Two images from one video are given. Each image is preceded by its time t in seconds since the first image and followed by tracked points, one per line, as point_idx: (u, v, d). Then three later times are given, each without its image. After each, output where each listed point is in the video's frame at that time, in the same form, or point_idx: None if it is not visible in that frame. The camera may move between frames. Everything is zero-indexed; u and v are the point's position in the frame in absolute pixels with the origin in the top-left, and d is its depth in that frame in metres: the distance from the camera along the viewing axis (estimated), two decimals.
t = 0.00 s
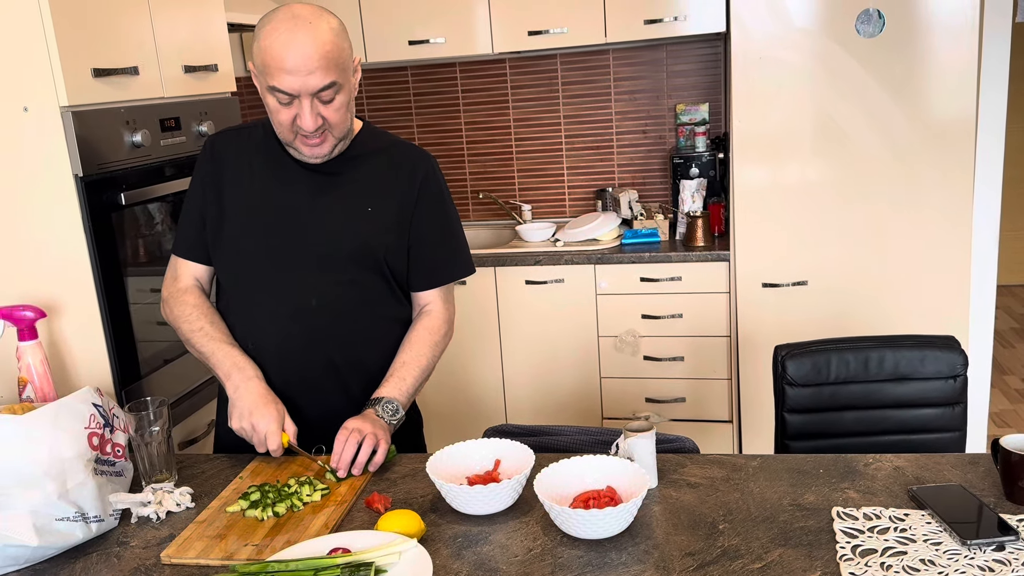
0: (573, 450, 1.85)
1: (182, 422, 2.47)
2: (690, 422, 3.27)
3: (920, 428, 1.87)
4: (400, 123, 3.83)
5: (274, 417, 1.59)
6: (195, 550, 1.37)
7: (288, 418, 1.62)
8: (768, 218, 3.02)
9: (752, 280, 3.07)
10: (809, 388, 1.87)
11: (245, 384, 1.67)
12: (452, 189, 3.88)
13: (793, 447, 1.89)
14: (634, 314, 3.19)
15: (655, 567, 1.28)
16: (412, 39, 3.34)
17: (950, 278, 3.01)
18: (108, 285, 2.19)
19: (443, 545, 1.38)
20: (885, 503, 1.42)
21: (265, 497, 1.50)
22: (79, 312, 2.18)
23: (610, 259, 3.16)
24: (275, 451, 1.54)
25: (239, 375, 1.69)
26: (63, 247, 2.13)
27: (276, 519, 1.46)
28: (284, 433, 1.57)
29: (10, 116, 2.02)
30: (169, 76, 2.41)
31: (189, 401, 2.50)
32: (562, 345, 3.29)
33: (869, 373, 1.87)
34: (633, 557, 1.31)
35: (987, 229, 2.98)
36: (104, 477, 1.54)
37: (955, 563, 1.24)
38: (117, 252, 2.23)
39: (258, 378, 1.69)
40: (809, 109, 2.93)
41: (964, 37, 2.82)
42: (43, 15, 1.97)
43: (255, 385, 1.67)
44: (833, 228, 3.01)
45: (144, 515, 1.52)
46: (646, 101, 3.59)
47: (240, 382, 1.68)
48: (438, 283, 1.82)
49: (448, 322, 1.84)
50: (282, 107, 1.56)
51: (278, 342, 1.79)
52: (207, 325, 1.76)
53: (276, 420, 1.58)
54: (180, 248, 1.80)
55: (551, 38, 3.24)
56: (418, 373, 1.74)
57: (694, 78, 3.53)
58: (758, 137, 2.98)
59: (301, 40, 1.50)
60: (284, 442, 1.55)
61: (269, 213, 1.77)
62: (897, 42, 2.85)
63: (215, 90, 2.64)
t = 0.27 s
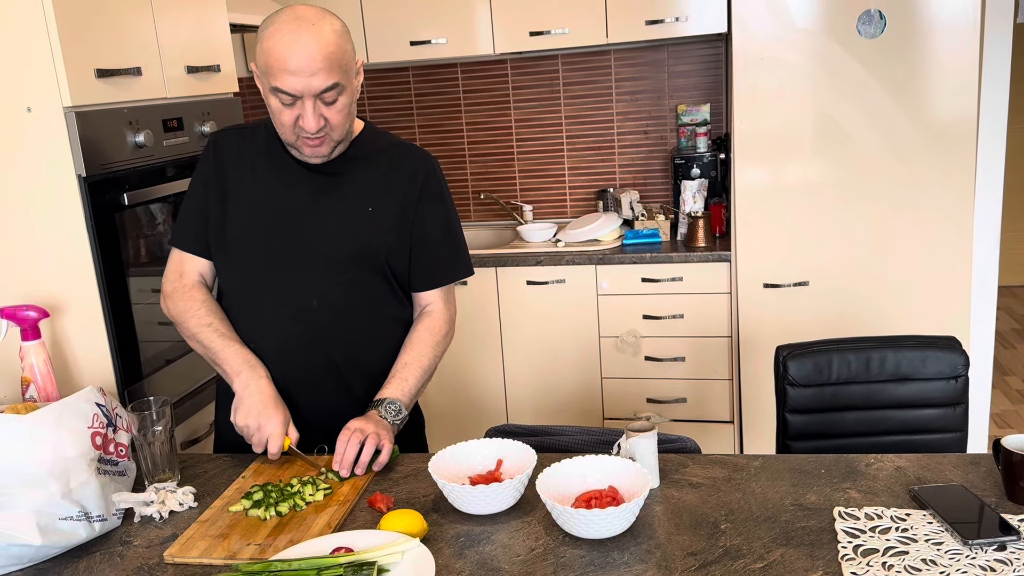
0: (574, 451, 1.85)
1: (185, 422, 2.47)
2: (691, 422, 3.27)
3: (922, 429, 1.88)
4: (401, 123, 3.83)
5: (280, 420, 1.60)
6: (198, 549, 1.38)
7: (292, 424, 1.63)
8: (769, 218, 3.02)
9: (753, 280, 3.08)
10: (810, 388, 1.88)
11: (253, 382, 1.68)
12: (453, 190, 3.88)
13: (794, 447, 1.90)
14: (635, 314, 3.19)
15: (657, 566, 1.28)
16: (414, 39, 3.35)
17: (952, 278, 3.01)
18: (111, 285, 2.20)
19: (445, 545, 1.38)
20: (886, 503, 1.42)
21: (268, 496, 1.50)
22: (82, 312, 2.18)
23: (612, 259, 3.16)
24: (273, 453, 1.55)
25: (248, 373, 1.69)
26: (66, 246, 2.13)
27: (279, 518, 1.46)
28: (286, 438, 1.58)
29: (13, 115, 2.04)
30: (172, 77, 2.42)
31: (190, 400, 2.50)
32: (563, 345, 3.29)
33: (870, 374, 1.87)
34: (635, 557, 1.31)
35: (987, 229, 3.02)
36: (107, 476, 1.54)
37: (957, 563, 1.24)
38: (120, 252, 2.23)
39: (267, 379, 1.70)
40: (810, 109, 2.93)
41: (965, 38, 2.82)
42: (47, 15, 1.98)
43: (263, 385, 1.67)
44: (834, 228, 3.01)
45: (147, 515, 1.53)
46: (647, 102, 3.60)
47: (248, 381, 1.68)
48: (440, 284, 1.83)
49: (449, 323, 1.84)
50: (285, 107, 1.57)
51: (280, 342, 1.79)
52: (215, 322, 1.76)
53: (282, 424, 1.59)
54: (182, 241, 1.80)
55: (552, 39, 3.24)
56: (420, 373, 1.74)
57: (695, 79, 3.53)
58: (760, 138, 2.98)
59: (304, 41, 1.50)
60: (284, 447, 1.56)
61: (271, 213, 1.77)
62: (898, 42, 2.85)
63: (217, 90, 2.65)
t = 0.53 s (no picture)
0: (574, 451, 1.85)
1: (185, 422, 2.47)
2: (692, 422, 3.27)
3: (922, 429, 1.88)
4: (402, 124, 3.83)
5: (270, 419, 1.59)
6: (198, 549, 1.37)
7: (283, 425, 1.62)
8: (770, 219, 3.02)
9: (754, 281, 3.07)
10: (811, 389, 1.88)
11: (245, 384, 1.68)
12: (454, 190, 3.88)
13: (794, 447, 1.89)
14: (635, 314, 3.19)
15: (657, 566, 1.28)
16: (414, 39, 3.35)
17: (953, 279, 3.01)
18: (112, 285, 2.20)
19: (445, 545, 1.38)
20: (887, 503, 1.42)
21: (268, 496, 1.50)
22: (82, 312, 2.19)
23: (612, 260, 3.16)
24: (263, 454, 1.54)
25: (240, 376, 1.70)
26: (67, 246, 2.14)
27: (279, 518, 1.46)
28: (276, 438, 1.57)
29: (14, 115, 2.04)
30: (172, 77, 2.42)
31: (191, 400, 2.50)
32: (564, 345, 3.29)
33: (870, 374, 1.87)
34: (635, 557, 1.31)
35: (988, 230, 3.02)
36: (107, 476, 1.54)
37: (957, 563, 1.24)
38: (120, 252, 2.23)
39: (258, 380, 1.70)
40: (811, 109, 2.93)
41: (966, 38, 2.82)
42: (47, 16, 1.98)
43: (252, 387, 1.68)
44: (834, 228, 3.01)
45: (147, 515, 1.53)
46: (648, 102, 3.60)
47: (240, 382, 1.68)
48: (439, 283, 1.83)
49: (448, 322, 1.84)
50: (287, 107, 1.57)
51: (280, 342, 1.79)
52: (209, 324, 1.76)
53: (272, 424, 1.59)
54: (181, 245, 1.80)
55: (553, 39, 3.24)
56: (420, 370, 1.74)
57: (696, 79, 3.53)
58: (760, 138, 2.98)
59: (306, 41, 1.50)
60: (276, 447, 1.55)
61: (272, 214, 1.77)
62: (898, 42, 2.85)
63: (217, 90, 2.65)
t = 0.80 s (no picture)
0: (573, 451, 1.85)
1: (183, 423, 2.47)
2: (691, 422, 3.27)
3: (921, 429, 1.87)
4: (401, 124, 3.83)
5: (267, 415, 1.59)
6: (195, 550, 1.37)
7: (281, 417, 1.62)
8: (769, 218, 3.02)
9: (753, 280, 3.07)
10: (809, 389, 1.87)
11: (239, 383, 1.68)
12: (453, 190, 3.88)
13: (793, 447, 1.89)
14: (634, 314, 3.19)
15: (654, 567, 1.28)
16: (413, 39, 3.34)
17: (952, 278, 3.01)
18: (109, 285, 2.19)
19: (442, 545, 1.38)
20: (885, 503, 1.42)
21: (265, 497, 1.50)
22: (80, 313, 2.18)
23: (611, 260, 3.15)
24: (266, 448, 1.54)
25: (233, 375, 1.69)
26: (64, 247, 2.13)
27: (276, 518, 1.46)
28: (276, 431, 1.57)
29: (11, 115, 2.04)
30: (170, 77, 2.42)
31: (189, 401, 2.50)
32: (563, 345, 3.29)
33: (869, 374, 1.87)
34: (632, 557, 1.31)
35: (987, 230, 3.00)
36: (104, 477, 1.54)
37: (954, 563, 1.24)
38: (118, 252, 2.23)
39: (252, 378, 1.70)
40: (809, 109, 2.93)
41: (965, 38, 2.82)
42: (44, 15, 1.98)
43: (247, 385, 1.67)
44: (834, 228, 3.01)
45: (144, 515, 1.53)
46: (647, 102, 3.59)
47: (234, 382, 1.68)
48: (437, 283, 1.83)
49: (447, 322, 1.84)
50: (281, 107, 1.56)
51: (277, 344, 1.79)
52: (203, 325, 1.76)
53: (269, 418, 1.58)
54: (177, 249, 1.80)
55: (551, 39, 3.24)
56: (420, 371, 1.74)
57: (695, 79, 3.53)
58: (759, 138, 2.97)
59: (300, 40, 1.50)
60: (277, 440, 1.55)
61: (268, 216, 1.77)
62: (897, 42, 2.85)
63: (215, 90, 2.65)
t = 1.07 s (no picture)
0: (572, 451, 1.85)
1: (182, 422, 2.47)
2: (691, 422, 3.26)
3: (921, 428, 1.87)
4: (400, 123, 3.83)
5: (271, 420, 1.59)
6: (194, 550, 1.37)
7: (285, 421, 1.62)
8: (768, 218, 3.02)
9: (753, 280, 3.07)
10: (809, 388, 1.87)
11: (242, 385, 1.68)
12: (453, 189, 3.88)
13: (793, 447, 1.89)
14: (634, 313, 3.19)
15: (654, 566, 1.28)
16: (412, 39, 3.34)
17: (952, 277, 3.01)
18: (108, 285, 2.19)
19: (441, 545, 1.38)
20: (884, 503, 1.42)
21: (264, 496, 1.50)
22: (79, 312, 2.18)
23: (611, 259, 3.15)
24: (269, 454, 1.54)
25: (236, 377, 1.69)
26: (64, 247, 2.13)
27: (275, 518, 1.46)
28: (280, 437, 1.57)
29: (10, 115, 2.04)
30: (169, 76, 2.42)
31: (188, 401, 2.50)
32: (562, 345, 3.29)
33: (869, 373, 1.87)
34: (631, 557, 1.31)
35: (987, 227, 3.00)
36: (103, 476, 1.54)
37: (954, 563, 1.24)
38: (117, 252, 2.23)
39: (255, 380, 1.70)
40: (809, 108, 2.93)
41: (964, 37, 2.82)
42: (43, 15, 1.98)
43: (251, 387, 1.67)
44: (833, 227, 3.00)
45: (143, 515, 1.52)
46: (647, 101, 3.59)
47: (237, 384, 1.68)
48: (436, 283, 1.82)
49: (447, 322, 1.84)
50: (278, 107, 1.56)
51: (276, 345, 1.79)
52: (204, 326, 1.76)
53: (273, 423, 1.59)
54: (176, 250, 1.80)
55: (551, 38, 3.24)
56: (418, 372, 1.74)
57: (694, 78, 3.53)
58: (758, 137, 2.97)
59: (297, 40, 1.50)
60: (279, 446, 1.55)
61: (266, 216, 1.77)
62: (896, 41, 2.85)
63: (214, 89, 2.64)
